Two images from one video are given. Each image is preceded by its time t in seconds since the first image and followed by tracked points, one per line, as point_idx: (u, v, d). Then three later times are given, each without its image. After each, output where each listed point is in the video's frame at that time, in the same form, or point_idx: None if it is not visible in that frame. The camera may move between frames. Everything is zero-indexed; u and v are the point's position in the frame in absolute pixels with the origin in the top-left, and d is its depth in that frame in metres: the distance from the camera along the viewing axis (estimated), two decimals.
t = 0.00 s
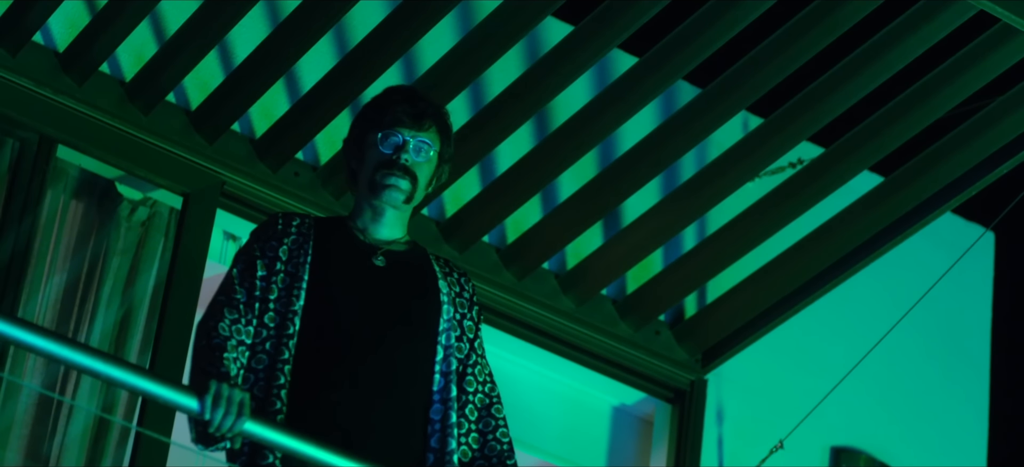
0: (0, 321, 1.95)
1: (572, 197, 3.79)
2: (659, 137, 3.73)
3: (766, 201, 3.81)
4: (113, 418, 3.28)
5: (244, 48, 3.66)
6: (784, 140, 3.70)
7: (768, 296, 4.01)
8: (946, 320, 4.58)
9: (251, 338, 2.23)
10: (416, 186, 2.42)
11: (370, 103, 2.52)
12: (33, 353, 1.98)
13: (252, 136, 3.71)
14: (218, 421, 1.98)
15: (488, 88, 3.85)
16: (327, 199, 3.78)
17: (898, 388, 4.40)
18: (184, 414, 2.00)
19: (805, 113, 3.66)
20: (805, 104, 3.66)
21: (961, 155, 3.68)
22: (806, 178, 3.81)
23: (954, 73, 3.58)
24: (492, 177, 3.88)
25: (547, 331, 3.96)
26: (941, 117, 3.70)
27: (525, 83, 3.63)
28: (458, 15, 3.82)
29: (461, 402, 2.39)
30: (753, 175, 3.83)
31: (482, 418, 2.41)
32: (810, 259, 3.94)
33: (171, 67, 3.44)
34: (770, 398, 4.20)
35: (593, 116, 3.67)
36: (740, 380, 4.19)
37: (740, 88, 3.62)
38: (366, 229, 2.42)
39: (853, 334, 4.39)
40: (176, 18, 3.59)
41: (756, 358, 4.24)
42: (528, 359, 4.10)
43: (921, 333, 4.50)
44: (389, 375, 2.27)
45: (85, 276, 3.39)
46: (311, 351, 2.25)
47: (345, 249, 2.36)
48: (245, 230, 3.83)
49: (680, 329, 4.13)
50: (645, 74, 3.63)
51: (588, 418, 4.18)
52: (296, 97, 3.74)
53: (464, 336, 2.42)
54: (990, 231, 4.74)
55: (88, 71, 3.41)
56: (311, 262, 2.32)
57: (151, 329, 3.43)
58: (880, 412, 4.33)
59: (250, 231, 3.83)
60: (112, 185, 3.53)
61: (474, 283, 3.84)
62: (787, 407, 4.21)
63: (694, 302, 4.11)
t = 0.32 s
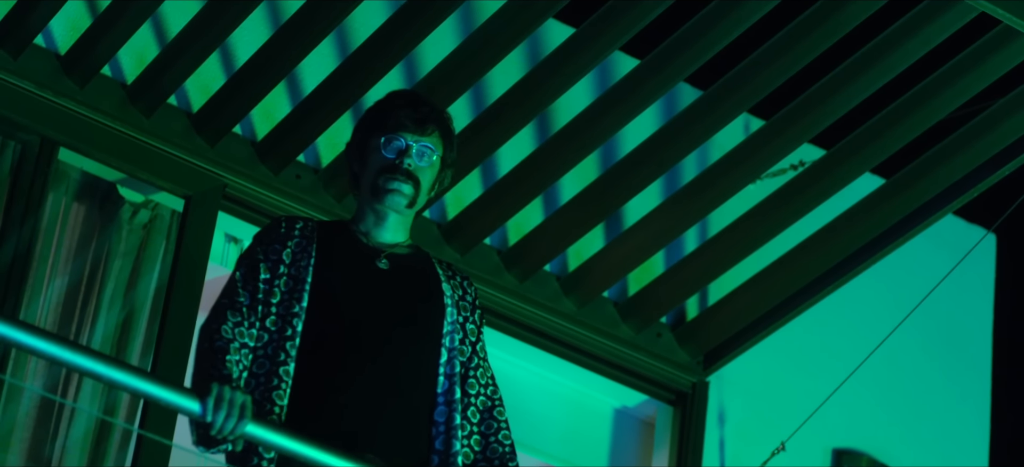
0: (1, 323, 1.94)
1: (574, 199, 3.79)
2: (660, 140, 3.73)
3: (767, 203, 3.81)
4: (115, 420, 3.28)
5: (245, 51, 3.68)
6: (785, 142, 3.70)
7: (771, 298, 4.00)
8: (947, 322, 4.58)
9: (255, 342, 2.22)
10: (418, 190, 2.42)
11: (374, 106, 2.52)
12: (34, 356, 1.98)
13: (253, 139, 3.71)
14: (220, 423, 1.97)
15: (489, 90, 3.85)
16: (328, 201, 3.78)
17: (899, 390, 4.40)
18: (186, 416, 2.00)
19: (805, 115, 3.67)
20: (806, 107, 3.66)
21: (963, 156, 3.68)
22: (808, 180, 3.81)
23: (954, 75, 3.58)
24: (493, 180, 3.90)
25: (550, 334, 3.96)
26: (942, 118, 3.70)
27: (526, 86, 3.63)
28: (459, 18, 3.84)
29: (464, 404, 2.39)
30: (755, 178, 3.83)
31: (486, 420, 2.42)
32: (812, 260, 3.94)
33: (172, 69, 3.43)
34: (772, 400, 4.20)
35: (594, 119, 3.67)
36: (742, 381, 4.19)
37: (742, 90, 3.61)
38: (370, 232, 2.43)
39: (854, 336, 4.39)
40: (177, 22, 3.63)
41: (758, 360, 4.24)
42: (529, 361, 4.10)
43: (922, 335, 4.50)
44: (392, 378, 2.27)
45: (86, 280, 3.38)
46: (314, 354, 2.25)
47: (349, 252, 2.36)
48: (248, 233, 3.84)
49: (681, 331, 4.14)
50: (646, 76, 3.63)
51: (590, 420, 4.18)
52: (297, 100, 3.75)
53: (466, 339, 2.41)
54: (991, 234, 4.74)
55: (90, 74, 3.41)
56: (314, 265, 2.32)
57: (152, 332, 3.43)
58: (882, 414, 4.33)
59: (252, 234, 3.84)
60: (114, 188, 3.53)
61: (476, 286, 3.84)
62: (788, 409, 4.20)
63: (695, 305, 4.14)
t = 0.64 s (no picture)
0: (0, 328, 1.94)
1: (574, 204, 3.79)
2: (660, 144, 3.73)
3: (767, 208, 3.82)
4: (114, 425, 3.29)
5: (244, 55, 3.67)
6: (784, 146, 3.70)
7: (771, 301, 4.01)
8: (947, 326, 4.58)
9: (257, 346, 2.23)
10: (418, 195, 2.42)
11: (374, 111, 2.52)
12: (34, 360, 1.98)
13: (253, 144, 3.71)
14: (219, 428, 1.97)
15: (489, 95, 3.84)
16: (328, 205, 3.78)
17: (898, 394, 4.40)
18: (185, 422, 1.99)
19: (806, 119, 3.67)
20: (805, 111, 3.67)
21: (962, 161, 3.68)
22: (808, 184, 3.81)
23: (955, 79, 3.58)
24: (492, 184, 3.89)
25: (549, 338, 3.96)
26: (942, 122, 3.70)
27: (525, 90, 3.63)
28: (458, 23, 3.81)
29: (465, 408, 2.39)
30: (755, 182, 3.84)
31: (486, 425, 2.42)
32: (812, 265, 3.94)
33: (172, 73, 3.43)
34: (770, 405, 4.20)
35: (594, 124, 3.66)
36: (741, 386, 4.19)
37: (740, 95, 3.62)
38: (370, 237, 2.43)
39: (854, 341, 4.39)
40: (177, 26, 3.60)
41: (757, 365, 4.24)
42: (529, 365, 4.10)
43: (922, 340, 4.50)
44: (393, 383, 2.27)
45: (86, 284, 3.38)
46: (315, 358, 2.26)
47: (349, 257, 2.36)
48: (248, 238, 3.84)
49: (681, 335, 4.14)
50: (646, 81, 3.63)
51: (590, 425, 4.18)
52: (296, 105, 3.74)
53: (467, 343, 2.41)
54: (992, 238, 4.73)
55: (89, 79, 3.42)
56: (314, 269, 2.32)
57: (152, 336, 3.43)
58: (881, 419, 4.33)
59: (252, 239, 3.84)
60: (113, 192, 3.53)
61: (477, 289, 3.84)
62: (787, 414, 4.21)
63: (695, 309, 4.13)
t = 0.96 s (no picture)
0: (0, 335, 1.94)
1: (573, 210, 3.79)
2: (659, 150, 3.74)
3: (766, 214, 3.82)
4: (113, 432, 3.28)
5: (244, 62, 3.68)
6: (784, 152, 3.70)
7: (772, 307, 4.01)
8: (946, 333, 4.58)
9: (256, 351, 2.23)
10: (417, 200, 2.42)
11: (372, 117, 2.52)
12: (33, 367, 1.97)
13: (253, 150, 3.71)
14: (219, 434, 1.97)
15: (489, 101, 3.86)
16: (326, 212, 3.78)
17: (897, 401, 4.40)
18: (185, 428, 2.00)
19: (806, 125, 3.67)
20: (805, 117, 3.67)
21: (962, 167, 3.69)
22: (807, 190, 3.81)
23: (954, 85, 3.59)
24: (492, 191, 3.89)
25: (547, 344, 3.96)
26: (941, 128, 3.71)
27: (525, 97, 3.63)
28: (457, 30, 3.84)
29: (464, 413, 2.38)
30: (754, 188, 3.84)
31: (485, 430, 2.40)
32: (811, 271, 3.94)
33: (172, 79, 3.43)
34: (769, 412, 4.21)
35: (593, 130, 3.66)
36: (740, 393, 4.19)
37: (737, 103, 3.63)
38: (370, 242, 2.42)
39: (853, 347, 4.39)
40: (176, 32, 3.61)
41: (756, 372, 4.24)
42: (529, 372, 4.11)
43: (920, 346, 4.50)
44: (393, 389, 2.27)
45: (86, 288, 3.38)
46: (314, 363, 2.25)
47: (348, 261, 2.36)
48: (247, 244, 3.84)
49: (680, 342, 4.14)
50: (646, 88, 3.63)
51: (589, 431, 4.18)
52: (296, 111, 3.74)
53: (466, 347, 2.42)
54: (991, 245, 4.74)
55: (88, 86, 3.42)
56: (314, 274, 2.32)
57: (151, 343, 3.43)
58: (880, 425, 4.33)
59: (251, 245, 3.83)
60: (112, 199, 3.53)
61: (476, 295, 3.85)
62: (786, 421, 4.21)
63: (694, 316, 4.13)
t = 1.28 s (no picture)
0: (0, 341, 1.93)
1: (572, 216, 3.79)
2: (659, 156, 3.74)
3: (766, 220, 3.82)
4: (113, 438, 3.28)
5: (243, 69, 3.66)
6: (784, 159, 3.70)
7: (772, 313, 4.01)
8: (946, 339, 4.58)
9: (255, 356, 2.23)
10: (417, 205, 2.42)
11: (371, 123, 2.52)
12: (33, 373, 1.97)
13: (252, 156, 3.71)
14: (218, 440, 1.97)
15: (488, 108, 3.85)
16: (325, 219, 3.78)
17: (896, 407, 4.40)
18: (184, 435, 2.00)
19: (805, 132, 3.67)
20: (805, 123, 3.67)
21: (961, 174, 3.70)
22: (807, 197, 3.81)
23: (954, 91, 3.59)
24: (491, 197, 3.90)
25: (547, 350, 3.96)
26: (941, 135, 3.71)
27: (524, 103, 3.63)
28: (456, 37, 3.82)
29: (464, 417, 2.38)
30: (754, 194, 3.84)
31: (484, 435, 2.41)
32: (811, 277, 3.95)
33: (172, 85, 3.44)
34: (768, 419, 4.21)
35: (593, 136, 3.66)
36: (740, 399, 4.19)
37: (737, 109, 3.63)
38: (370, 246, 2.43)
39: (852, 354, 4.39)
40: (176, 39, 3.59)
41: (755, 378, 4.24)
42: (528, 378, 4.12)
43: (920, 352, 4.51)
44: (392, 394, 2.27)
45: (84, 296, 3.38)
46: (314, 368, 2.25)
47: (347, 266, 2.36)
48: (246, 251, 3.84)
49: (679, 349, 4.14)
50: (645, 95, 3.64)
51: (588, 438, 4.18)
52: (296, 117, 3.73)
53: (466, 352, 2.41)
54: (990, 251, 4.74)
55: (88, 92, 3.42)
56: (314, 278, 2.32)
57: (150, 349, 3.43)
58: (879, 431, 4.33)
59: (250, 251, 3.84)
60: (111, 205, 3.52)
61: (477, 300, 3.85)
62: (785, 428, 4.21)
63: (694, 322, 4.12)
